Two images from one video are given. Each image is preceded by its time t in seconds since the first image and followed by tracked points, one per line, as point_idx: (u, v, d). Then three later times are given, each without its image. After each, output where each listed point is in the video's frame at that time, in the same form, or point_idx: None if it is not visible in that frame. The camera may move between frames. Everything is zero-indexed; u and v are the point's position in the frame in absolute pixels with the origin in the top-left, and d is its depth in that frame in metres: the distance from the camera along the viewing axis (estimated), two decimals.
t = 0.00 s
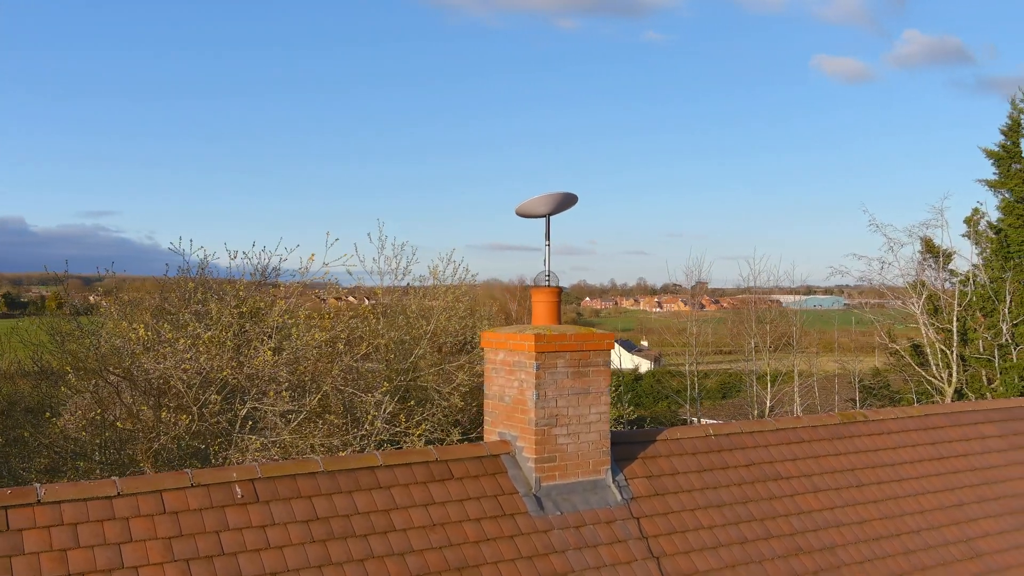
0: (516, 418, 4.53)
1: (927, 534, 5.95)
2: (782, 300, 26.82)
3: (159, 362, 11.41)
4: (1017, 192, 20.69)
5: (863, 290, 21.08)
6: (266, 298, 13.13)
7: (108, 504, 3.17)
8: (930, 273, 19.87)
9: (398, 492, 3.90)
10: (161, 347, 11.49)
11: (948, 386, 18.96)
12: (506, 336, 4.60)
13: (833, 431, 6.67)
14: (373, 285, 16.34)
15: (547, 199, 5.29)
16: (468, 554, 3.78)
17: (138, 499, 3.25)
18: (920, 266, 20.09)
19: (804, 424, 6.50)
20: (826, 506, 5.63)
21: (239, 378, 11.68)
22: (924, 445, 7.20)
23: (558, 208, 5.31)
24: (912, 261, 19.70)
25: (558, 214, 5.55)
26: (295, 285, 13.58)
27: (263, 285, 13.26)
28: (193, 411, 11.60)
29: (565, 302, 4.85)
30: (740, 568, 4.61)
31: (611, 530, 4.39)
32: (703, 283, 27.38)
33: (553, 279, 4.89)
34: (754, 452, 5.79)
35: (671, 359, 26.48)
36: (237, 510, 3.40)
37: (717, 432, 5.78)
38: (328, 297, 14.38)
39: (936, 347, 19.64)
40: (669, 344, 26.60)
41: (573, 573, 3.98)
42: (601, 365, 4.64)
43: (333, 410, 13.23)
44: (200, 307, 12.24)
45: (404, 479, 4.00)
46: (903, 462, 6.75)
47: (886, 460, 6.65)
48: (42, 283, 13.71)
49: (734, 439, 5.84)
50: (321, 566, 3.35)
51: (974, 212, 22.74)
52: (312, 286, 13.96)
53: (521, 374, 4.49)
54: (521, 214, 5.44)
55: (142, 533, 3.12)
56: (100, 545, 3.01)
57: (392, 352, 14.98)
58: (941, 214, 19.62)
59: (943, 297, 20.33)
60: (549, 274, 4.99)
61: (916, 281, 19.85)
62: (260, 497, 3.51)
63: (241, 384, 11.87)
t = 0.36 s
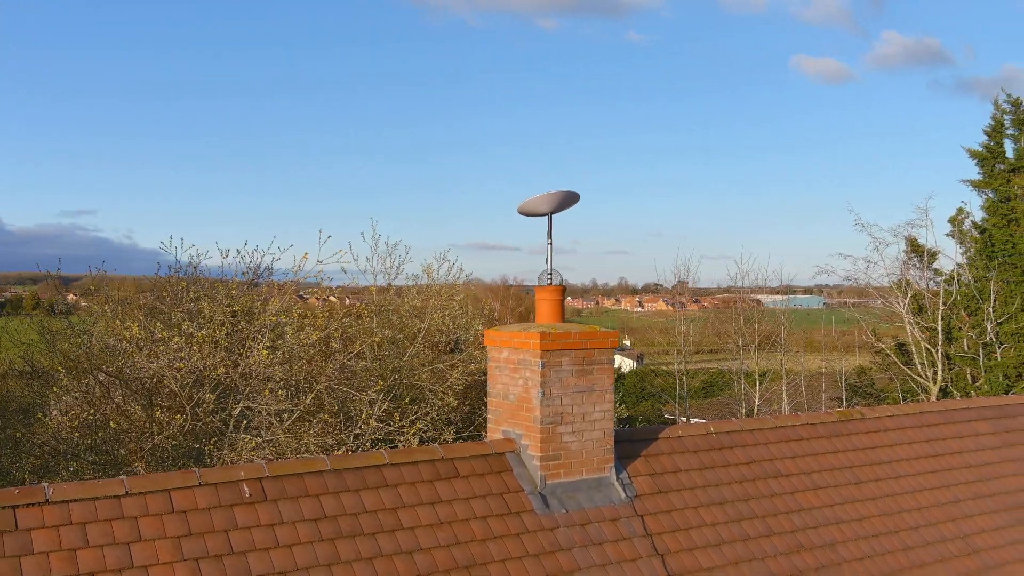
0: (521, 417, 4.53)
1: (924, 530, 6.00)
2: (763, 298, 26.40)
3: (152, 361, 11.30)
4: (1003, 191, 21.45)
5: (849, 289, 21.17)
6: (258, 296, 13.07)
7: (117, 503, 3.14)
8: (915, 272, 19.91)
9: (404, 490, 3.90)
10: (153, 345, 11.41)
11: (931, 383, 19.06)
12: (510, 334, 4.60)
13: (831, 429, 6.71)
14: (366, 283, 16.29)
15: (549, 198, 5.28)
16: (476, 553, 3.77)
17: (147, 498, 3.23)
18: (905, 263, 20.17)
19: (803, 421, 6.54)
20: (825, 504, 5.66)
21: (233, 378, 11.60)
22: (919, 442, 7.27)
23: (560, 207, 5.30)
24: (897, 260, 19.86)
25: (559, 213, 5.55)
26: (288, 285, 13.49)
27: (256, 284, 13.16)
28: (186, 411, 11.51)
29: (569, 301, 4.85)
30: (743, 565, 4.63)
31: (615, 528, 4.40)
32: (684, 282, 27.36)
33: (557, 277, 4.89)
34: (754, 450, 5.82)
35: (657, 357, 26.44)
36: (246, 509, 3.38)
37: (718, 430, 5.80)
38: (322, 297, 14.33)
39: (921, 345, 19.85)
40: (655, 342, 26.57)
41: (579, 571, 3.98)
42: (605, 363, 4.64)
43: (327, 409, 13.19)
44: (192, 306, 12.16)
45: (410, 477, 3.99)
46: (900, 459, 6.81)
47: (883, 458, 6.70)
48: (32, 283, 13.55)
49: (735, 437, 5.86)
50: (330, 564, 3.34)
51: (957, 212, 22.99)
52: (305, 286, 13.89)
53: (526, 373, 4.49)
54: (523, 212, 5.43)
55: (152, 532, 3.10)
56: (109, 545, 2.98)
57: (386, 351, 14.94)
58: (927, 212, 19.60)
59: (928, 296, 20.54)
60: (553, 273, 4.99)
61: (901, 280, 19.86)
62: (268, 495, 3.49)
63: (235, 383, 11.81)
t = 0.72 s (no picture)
0: (525, 416, 4.53)
1: (922, 528, 6.04)
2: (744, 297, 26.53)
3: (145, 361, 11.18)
4: (986, 192, 20.87)
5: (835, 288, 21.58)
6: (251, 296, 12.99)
7: (125, 503, 3.12)
8: (899, 272, 20.41)
9: (411, 490, 3.89)
10: (146, 345, 11.31)
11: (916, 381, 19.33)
12: (514, 333, 4.60)
13: (829, 428, 6.76)
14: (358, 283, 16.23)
15: (552, 198, 5.28)
16: (484, 552, 3.77)
17: (155, 498, 3.21)
18: (890, 265, 20.58)
19: (801, 420, 6.58)
20: (825, 502, 5.69)
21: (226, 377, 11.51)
22: (915, 441, 7.33)
23: (563, 206, 5.30)
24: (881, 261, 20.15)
25: (561, 212, 5.55)
26: (282, 284, 13.40)
27: (249, 284, 13.06)
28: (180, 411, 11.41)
29: (573, 300, 4.85)
30: (746, 563, 4.66)
31: (620, 527, 4.40)
32: (665, 283, 27.40)
33: (561, 277, 4.89)
34: (754, 449, 5.85)
35: (642, 357, 26.49)
36: (254, 509, 3.37)
37: (718, 429, 5.82)
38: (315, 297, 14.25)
39: (907, 345, 20.02)
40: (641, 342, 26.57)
41: (586, 569, 3.99)
42: (609, 363, 4.65)
43: (320, 409, 13.13)
44: (185, 306, 12.06)
45: (416, 477, 3.99)
46: (896, 458, 6.86)
47: (880, 456, 6.75)
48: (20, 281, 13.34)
49: (735, 436, 5.89)
50: (339, 564, 3.32)
51: (942, 213, 23.20)
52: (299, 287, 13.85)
53: (531, 372, 4.49)
54: (526, 211, 5.43)
55: (161, 532, 3.08)
56: (118, 546, 2.96)
57: (381, 350, 14.92)
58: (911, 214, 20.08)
59: (914, 296, 20.70)
60: (557, 272, 4.99)
61: (886, 279, 20.36)
62: (276, 496, 3.48)
63: (228, 384, 11.72)
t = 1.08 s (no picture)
0: (530, 416, 4.53)
1: (921, 527, 6.09)
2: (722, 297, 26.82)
3: (138, 361, 11.05)
4: (969, 193, 20.78)
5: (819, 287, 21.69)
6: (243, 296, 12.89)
7: (134, 505, 3.10)
8: (884, 272, 20.24)
9: (418, 491, 3.88)
10: (139, 346, 11.22)
11: (901, 381, 19.44)
12: (518, 334, 4.59)
13: (827, 427, 6.79)
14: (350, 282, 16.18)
15: (553, 198, 5.27)
16: (492, 553, 3.76)
17: (164, 501, 3.18)
18: (874, 265, 20.37)
19: (800, 420, 6.61)
20: (825, 501, 5.72)
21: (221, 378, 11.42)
22: (911, 440, 7.38)
23: (565, 207, 5.29)
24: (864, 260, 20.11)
25: (563, 212, 5.53)
26: (273, 285, 13.30)
27: (240, 284, 12.95)
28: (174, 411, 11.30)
29: (576, 300, 4.85)
30: (750, 563, 4.67)
31: (625, 526, 4.41)
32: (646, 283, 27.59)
33: (564, 277, 4.88)
34: (754, 448, 5.86)
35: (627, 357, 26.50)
36: (263, 511, 3.35)
37: (719, 429, 5.84)
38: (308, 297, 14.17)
39: (891, 344, 20.17)
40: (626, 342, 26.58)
41: (593, 569, 3.99)
42: (613, 363, 4.65)
43: (313, 410, 13.06)
44: (177, 306, 11.97)
45: (423, 477, 3.98)
46: (893, 456, 6.90)
47: (877, 455, 6.79)
48: None
49: (735, 436, 5.90)
50: (349, 566, 3.31)
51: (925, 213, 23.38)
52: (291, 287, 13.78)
53: (535, 372, 4.49)
54: (527, 212, 5.41)
55: (171, 535, 3.06)
56: (128, 548, 2.94)
57: (374, 350, 14.88)
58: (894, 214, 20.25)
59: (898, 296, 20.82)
60: (559, 272, 4.98)
61: (870, 280, 20.20)
62: (284, 497, 3.47)
63: (221, 385, 11.63)
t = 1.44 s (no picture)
0: (535, 418, 4.52)
1: (919, 527, 6.13)
2: (705, 297, 26.92)
3: (132, 363, 10.95)
4: (953, 193, 21.04)
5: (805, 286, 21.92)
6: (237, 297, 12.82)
7: (142, 509, 3.07)
8: (869, 272, 20.76)
9: (425, 493, 3.87)
10: (132, 347, 11.12)
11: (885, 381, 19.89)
12: (523, 335, 4.59)
13: (825, 427, 6.83)
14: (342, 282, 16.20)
15: (557, 200, 5.26)
16: (499, 555, 3.75)
17: (172, 505, 3.15)
18: (860, 264, 20.95)
19: (799, 420, 6.64)
20: (825, 501, 5.75)
21: (215, 380, 11.34)
22: (907, 440, 7.44)
23: (568, 208, 5.29)
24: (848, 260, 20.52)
25: (565, 213, 5.52)
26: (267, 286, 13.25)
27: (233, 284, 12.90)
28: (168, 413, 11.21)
29: (579, 301, 4.85)
30: (752, 564, 4.68)
31: (630, 528, 4.42)
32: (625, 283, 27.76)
33: (568, 279, 4.88)
34: (754, 449, 5.89)
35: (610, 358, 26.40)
36: (271, 515, 3.33)
37: (720, 430, 5.85)
38: (301, 297, 14.12)
39: (877, 344, 20.40)
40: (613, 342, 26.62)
41: (599, 572, 3.99)
42: (617, 365, 4.65)
43: (307, 411, 13.00)
44: (169, 307, 11.89)
45: (430, 480, 3.97)
46: (890, 457, 6.95)
47: (874, 455, 6.84)
48: None
49: (736, 436, 5.92)
50: (358, 569, 3.30)
51: (911, 214, 23.61)
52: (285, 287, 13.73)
53: (540, 374, 4.48)
54: (529, 213, 5.40)
55: (179, 539, 3.04)
56: (137, 552, 2.92)
57: (369, 351, 14.85)
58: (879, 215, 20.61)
59: (882, 297, 21.08)
60: (562, 273, 4.98)
61: (856, 279, 20.76)
62: (292, 500, 3.45)
63: (213, 386, 11.51)
